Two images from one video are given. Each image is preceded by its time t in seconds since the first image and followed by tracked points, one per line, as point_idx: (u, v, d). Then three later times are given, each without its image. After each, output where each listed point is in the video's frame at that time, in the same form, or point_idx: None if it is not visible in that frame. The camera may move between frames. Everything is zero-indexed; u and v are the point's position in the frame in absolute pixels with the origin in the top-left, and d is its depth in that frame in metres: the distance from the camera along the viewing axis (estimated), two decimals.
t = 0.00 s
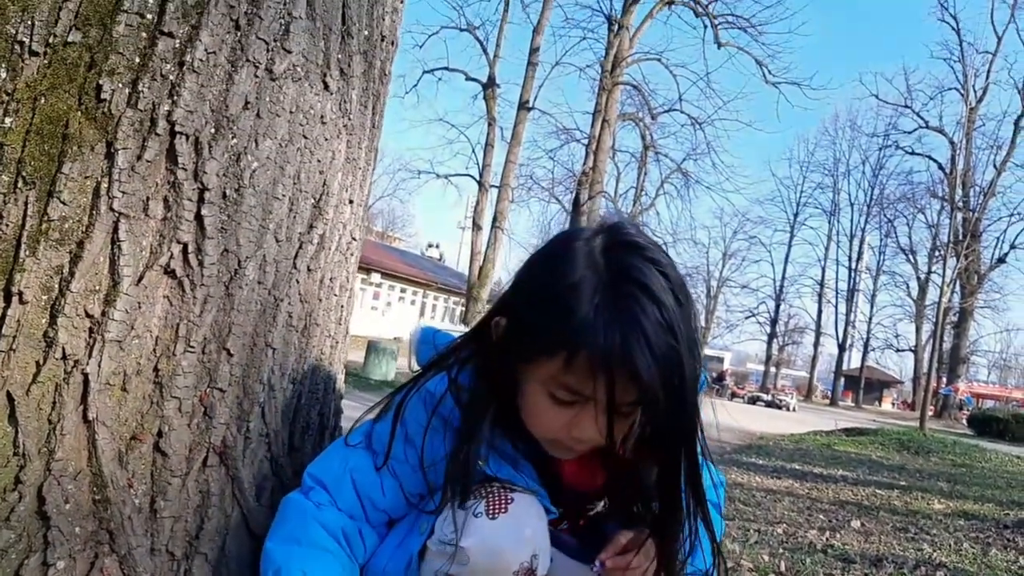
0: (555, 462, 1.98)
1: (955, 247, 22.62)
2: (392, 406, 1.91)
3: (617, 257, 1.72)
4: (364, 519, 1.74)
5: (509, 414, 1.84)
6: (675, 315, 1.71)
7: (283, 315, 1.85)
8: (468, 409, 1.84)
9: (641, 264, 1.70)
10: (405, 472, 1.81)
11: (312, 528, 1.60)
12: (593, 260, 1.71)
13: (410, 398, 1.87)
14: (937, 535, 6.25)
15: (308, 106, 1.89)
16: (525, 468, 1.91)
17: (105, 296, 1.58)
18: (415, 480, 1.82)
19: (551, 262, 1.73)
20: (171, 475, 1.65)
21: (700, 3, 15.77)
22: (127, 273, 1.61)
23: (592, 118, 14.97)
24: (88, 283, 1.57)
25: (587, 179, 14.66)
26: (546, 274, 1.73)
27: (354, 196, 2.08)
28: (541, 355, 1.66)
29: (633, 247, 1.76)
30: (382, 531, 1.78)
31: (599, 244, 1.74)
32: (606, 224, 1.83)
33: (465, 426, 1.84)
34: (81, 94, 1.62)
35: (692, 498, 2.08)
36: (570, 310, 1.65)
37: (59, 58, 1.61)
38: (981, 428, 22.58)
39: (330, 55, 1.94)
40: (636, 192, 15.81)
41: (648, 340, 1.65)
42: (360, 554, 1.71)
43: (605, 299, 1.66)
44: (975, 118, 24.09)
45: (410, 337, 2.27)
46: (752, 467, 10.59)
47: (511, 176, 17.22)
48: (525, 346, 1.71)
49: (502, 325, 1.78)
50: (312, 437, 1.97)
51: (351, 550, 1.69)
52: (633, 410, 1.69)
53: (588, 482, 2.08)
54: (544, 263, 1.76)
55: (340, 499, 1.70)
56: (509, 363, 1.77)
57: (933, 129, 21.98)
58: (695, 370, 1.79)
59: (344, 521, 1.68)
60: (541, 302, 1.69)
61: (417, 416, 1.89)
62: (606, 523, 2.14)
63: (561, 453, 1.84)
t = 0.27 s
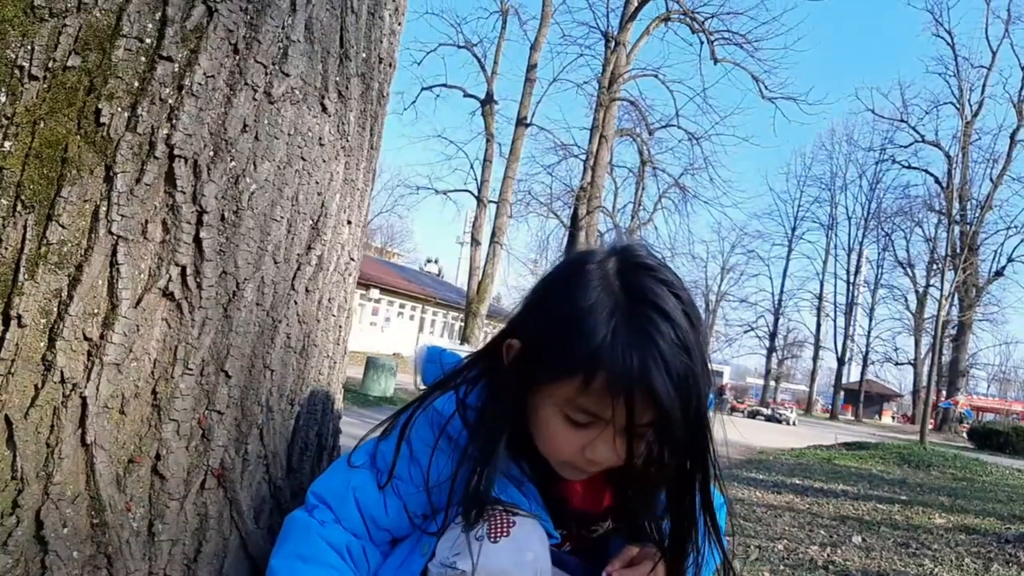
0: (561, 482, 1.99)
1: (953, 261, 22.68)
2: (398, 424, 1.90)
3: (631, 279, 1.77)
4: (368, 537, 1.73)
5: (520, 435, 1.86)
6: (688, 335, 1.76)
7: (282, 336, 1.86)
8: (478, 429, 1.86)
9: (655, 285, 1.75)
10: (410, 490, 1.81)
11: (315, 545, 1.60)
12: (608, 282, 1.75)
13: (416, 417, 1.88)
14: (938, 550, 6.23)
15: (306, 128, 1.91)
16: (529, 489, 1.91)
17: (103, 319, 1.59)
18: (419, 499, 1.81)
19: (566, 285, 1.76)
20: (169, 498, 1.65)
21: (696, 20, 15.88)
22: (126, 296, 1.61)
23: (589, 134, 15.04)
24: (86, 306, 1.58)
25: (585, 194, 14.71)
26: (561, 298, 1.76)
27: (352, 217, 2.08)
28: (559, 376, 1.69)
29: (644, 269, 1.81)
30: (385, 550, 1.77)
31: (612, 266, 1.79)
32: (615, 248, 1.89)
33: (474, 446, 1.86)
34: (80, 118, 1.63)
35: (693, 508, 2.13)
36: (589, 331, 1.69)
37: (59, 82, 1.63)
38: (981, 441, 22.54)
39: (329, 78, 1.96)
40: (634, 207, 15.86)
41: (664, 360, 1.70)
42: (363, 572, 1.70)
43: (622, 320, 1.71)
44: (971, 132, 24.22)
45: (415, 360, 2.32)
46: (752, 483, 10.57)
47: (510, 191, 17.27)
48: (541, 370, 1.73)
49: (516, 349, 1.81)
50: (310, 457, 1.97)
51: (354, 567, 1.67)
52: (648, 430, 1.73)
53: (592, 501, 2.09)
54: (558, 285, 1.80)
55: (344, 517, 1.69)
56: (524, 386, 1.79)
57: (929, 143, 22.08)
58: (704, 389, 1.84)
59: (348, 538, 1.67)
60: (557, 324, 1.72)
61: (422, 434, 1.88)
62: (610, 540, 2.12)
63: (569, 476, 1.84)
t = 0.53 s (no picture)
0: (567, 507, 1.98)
1: (947, 279, 22.76)
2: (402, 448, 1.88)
3: (644, 305, 1.80)
4: (367, 564, 1.71)
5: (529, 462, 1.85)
6: (700, 361, 1.80)
7: (276, 361, 1.86)
8: (485, 454, 1.83)
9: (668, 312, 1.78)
10: (411, 516, 1.78)
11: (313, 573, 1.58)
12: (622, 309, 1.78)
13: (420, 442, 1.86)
14: (937, 570, 6.20)
15: (302, 153, 1.91)
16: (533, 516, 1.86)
17: (98, 346, 1.59)
18: (420, 525, 1.78)
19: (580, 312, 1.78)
20: (162, 525, 1.65)
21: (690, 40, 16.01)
22: (120, 322, 1.62)
23: (585, 153, 15.10)
24: (81, 332, 1.58)
25: (581, 213, 14.76)
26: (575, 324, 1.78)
27: (348, 241, 2.09)
28: (575, 404, 1.70)
29: (656, 296, 1.85)
30: None
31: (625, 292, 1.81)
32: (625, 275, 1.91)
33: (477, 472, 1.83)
34: (77, 145, 1.64)
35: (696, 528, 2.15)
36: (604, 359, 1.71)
37: (55, 108, 1.65)
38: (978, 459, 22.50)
39: (325, 103, 1.97)
40: (630, 226, 15.90)
41: (679, 386, 1.73)
42: None
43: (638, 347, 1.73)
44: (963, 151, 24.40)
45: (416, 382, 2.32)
46: (749, 502, 10.53)
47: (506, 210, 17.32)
48: (555, 397, 1.74)
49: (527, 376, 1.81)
50: (305, 482, 1.96)
51: None
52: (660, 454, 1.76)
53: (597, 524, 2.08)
54: (571, 312, 1.82)
55: (343, 544, 1.68)
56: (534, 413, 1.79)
57: (922, 161, 22.22)
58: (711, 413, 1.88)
59: (347, 566, 1.65)
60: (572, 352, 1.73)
61: (426, 458, 1.85)
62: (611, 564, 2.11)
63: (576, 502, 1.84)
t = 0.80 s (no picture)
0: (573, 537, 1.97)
1: (940, 300, 22.85)
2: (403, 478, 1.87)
3: (655, 336, 1.79)
4: None
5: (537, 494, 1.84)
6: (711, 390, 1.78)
7: (268, 388, 1.85)
8: (491, 487, 1.84)
9: (679, 342, 1.78)
10: (411, 549, 1.77)
11: None
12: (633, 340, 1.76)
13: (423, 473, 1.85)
14: None
15: (296, 181, 1.92)
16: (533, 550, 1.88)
17: (89, 374, 1.59)
18: (421, 557, 1.77)
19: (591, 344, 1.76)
20: (151, 555, 1.64)
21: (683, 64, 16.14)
22: (112, 350, 1.62)
23: (579, 175, 15.16)
24: (72, 360, 1.58)
25: (575, 234, 14.80)
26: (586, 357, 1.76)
27: (341, 267, 2.09)
28: (590, 438, 1.68)
29: (664, 326, 1.84)
30: None
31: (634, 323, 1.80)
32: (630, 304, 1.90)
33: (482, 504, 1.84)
34: (71, 173, 1.66)
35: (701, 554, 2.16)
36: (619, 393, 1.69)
37: (50, 138, 1.66)
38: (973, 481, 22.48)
39: (319, 131, 1.98)
40: (624, 247, 15.94)
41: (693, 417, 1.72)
42: None
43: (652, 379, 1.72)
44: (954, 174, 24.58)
45: (415, 413, 2.33)
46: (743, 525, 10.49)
47: (500, 231, 17.35)
48: (568, 431, 1.72)
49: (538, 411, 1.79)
50: (296, 510, 1.95)
51: None
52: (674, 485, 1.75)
53: (600, 551, 2.08)
54: (580, 344, 1.80)
55: None
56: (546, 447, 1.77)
57: (914, 184, 22.38)
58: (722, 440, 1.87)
59: None
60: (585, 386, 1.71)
61: (428, 490, 1.84)
62: None
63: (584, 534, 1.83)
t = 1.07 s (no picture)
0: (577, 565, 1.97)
1: (932, 318, 22.94)
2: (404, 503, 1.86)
3: (660, 362, 1.81)
4: None
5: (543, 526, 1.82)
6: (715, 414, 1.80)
7: (260, 412, 1.85)
8: (495, 515, 1.84)
9: (683, 368, 1.79)
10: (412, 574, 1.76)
11: None
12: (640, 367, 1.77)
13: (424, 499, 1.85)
14: None
15: (289, 204, 1.93)
16: None
17: (81, 399, 1.60)
18: None
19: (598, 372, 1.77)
20: None
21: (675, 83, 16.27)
22: (104, 374, 1.62)
23: (572, 194, 15.22)
24: (64, 385, 1.58)
25: (568, 252, 14.84)
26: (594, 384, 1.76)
27: (334, 289, 2.10)
28: (599, 468, 1.67)
29: (668, 353, 1.85)
30: None
31: (640, 350, 1.81)
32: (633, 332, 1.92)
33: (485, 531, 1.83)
34: (64, 198, 1.66)
35: None
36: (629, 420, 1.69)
37: (43, 162, 1.67)
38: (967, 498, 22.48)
39: (313, 155, 2.00)
40: (617, 265, 15.98)
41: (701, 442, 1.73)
42: None
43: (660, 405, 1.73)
44: (945, 192, 24.76)
45: (413, 436, 2.35)
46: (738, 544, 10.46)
47: (494, 250, 17.38)
48: (576, 462, 1.71)
49: (547, 439, 1.78)
50: (288, 534, 1.95)
51: None
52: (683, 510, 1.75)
53: (600, 574, 2.09)
54: (587, 372, 1.80)
55: None
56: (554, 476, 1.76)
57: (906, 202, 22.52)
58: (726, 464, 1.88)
59: None
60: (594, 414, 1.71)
61: (431, 516, 1.83)
62: None
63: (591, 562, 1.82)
